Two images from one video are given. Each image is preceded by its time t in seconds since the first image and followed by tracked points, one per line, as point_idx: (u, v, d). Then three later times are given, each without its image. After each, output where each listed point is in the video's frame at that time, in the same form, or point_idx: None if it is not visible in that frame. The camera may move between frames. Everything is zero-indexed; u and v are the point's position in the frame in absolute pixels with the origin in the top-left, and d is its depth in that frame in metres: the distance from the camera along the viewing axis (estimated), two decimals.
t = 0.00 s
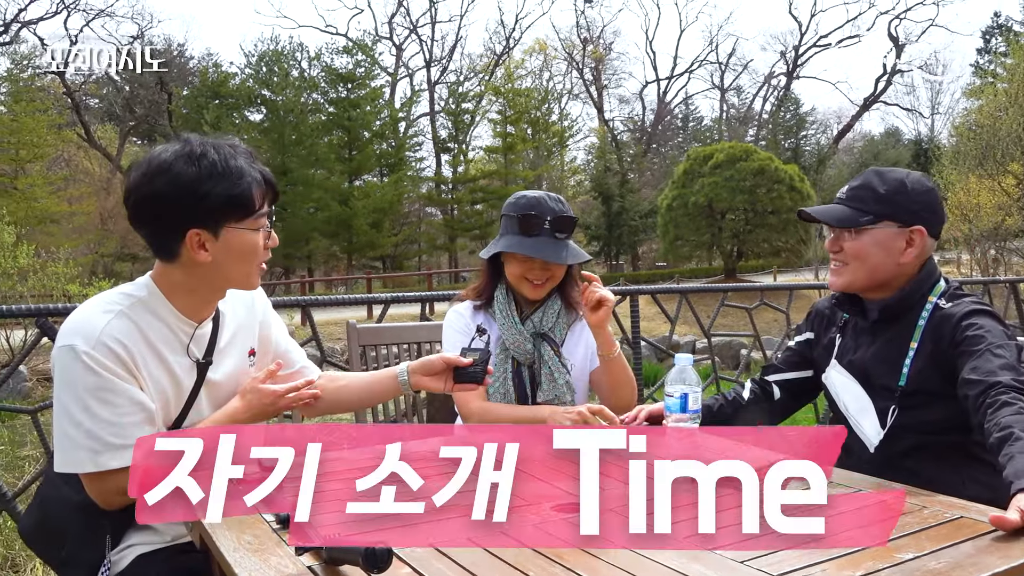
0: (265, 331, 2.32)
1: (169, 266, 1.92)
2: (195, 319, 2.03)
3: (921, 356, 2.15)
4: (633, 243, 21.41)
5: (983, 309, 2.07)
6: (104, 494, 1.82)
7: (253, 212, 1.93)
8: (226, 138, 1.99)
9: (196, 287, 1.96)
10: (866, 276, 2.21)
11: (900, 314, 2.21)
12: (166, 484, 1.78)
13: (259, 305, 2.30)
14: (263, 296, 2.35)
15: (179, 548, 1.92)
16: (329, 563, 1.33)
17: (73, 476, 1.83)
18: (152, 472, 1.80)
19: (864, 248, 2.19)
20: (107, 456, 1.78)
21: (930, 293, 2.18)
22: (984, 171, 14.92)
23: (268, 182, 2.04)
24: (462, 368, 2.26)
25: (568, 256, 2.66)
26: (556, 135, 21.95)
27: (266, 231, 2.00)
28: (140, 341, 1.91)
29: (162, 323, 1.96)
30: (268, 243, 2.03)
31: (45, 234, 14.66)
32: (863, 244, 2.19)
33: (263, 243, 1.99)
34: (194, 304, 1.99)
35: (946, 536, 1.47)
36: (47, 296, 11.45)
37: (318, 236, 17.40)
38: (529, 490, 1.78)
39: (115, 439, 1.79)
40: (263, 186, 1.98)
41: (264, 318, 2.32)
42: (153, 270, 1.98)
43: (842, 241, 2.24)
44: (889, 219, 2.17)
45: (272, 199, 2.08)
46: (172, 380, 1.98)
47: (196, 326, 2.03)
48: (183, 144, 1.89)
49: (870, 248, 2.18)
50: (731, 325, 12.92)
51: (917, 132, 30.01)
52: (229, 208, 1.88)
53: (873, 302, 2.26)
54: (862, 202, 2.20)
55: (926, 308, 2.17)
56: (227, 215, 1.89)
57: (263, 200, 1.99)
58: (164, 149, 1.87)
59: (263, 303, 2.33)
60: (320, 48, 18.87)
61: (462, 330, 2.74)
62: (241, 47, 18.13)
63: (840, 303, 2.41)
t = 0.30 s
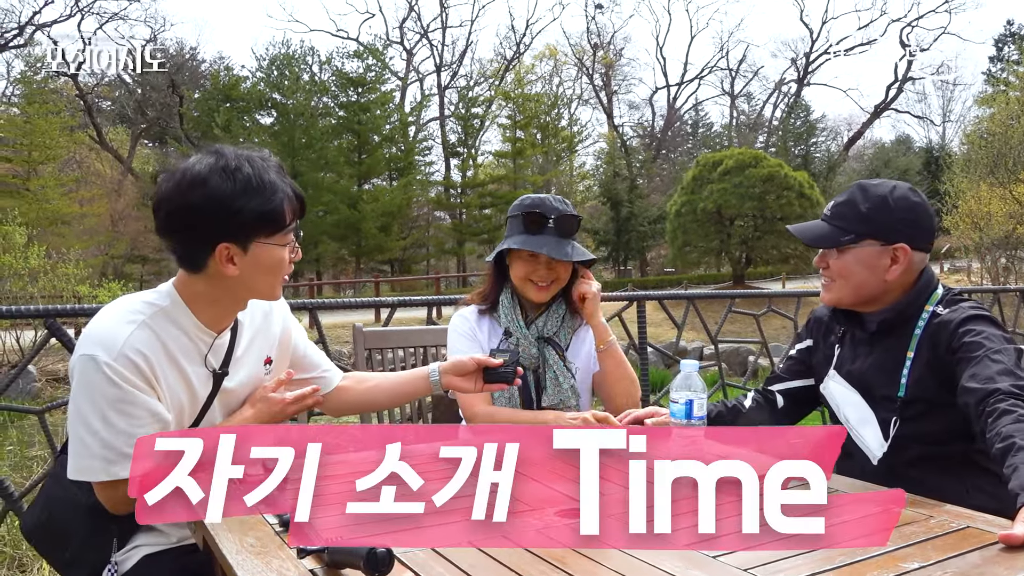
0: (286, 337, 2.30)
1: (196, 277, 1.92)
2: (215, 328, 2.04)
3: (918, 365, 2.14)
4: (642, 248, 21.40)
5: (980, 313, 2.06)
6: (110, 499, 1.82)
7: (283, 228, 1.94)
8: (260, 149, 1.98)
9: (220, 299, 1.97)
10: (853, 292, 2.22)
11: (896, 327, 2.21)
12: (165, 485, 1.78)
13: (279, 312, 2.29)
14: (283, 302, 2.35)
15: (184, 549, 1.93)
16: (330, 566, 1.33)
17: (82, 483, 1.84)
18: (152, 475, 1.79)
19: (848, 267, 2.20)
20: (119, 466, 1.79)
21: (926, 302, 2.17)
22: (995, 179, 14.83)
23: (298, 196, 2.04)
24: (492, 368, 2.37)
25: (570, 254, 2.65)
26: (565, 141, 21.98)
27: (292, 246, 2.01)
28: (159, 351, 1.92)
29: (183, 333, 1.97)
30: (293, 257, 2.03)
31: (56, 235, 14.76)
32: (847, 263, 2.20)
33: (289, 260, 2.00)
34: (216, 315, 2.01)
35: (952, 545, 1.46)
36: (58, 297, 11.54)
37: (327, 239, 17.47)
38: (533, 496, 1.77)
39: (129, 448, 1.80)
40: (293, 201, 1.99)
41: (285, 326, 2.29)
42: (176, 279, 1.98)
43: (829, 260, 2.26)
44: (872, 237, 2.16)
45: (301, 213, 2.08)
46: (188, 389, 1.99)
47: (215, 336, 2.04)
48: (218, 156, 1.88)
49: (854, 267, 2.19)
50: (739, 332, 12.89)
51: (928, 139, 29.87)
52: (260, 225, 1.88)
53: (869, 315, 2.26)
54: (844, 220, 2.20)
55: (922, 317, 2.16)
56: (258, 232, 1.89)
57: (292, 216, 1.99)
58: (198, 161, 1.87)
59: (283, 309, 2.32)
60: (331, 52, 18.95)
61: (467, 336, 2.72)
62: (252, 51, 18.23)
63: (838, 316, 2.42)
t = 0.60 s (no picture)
0: (292, 344, 2.28)
1: (208, 285, 1.91)
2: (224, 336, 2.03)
3: (910, 365, 2.14)
4: (639, 250, 21.43)
5: (970, 310, 2.06)
6: (107, 502, 1.81)
7: (295, 238, 1.93)
8: (276, 159, 1.97)
9: (230, 307, 1.95)
10: (843, 297, 2.22)
11: (889, 329, 2.22)
12: (165, 484, 1.77)
13: (287, 321, 2.26)
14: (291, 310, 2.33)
15: (183, 553, 1.93)
16: (325, 569, 1.32)
17: (82, 484, 1.84)
18: (152, 474, 1.79)
19: (837, 274, 2.21)
20: (121, 471, 1.78)
21: (917, 303, 2.17)
22: (992, 180, 14.87)
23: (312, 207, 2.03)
24: (499, 375, 2.45)
25: (575, 250, 2.66)
26: (562, 142, 22.01)
27: (303, 255, 1.99)
28: (167, 357, 1.91)
29: (192, 339, 1.96)
30: (304, 267, 2.02)
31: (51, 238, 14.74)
32: (835, 269, 2.21)
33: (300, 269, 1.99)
34: (226, 323, 1.99)
35: (948, 546, 1.45)
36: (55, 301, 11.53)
37: (324, 242, 17.44)
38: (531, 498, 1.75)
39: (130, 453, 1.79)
40: (308, 212, 1.98)
41: (290, 334, 2.27)
42: (187, 286, 1.97)
43: (819, 266, 2.26)
44: (859, 244, 2.17)
45: (315, 222, 2.07)
46: (193, 397, 1.98)
47: (224, 344, 2.02)
48: (234, 164, 1.87)
49: (843, 273, 2.19)
50: (736, 333, 12.91)
51: (925, 140, 29.95)
52: (275, 235, 1.88)
53: (861, 319, 2.27)
54: (830, 227, 2.20)
55: (913, 318, 2.16)
56: (273, 242, 1.88)
57: (305, 227, 1.99)
58: (214, 169, 1.86)
59: (292, 316, 2.30)
60: (328, 55, 18.94)
61: (457, 346, 2.71)
62: (249, 54, 18.23)
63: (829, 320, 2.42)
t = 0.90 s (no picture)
0: (292, 349, 2.26)
1: (208, 289, 1.90)
2: (223, 340, 2.02)
3: (908, 371, 2.14)
4: (637, 254, 21.45)
5: (969, 316, 2.06)
6: (101, 505, 1.80)
7: (296, 241, 1.92)
8: (275, 162, 1.97)
9: (230, 311, 1.95)
10: (841, 304, 2.24)
11: (888, 334, 2.22)
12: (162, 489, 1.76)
13: (288, 325, 2.26)
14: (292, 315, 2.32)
15: (176, 557, 1.94)
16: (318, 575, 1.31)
17: (75, 486, 1.81)
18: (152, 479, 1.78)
19: (836, 281, 2.21)
20: (116, 474, 1.76)
21: (916, 309, 2.18)
22: (989, 185, 14.92)
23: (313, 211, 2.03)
24: (500, 379, 2.43)
25: (575, 252, 2.68)
26: (561, 146, 22.04)
27: (303, 260, 1.99)
28: (167, 362, 1.89)
29: (191, 343, 1.94)
30: (305, 272, 2.02)
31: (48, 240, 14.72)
32: (834, 276, 2.21)
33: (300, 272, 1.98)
34: (224, 328, 1.98)
35: (943, 553, 1.45)
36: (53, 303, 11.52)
37: (322, 245, 17.47)
38: (524, 502, 1.76)
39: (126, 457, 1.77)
40: (308, 216, 1.97)
41: (291, 339, 2.25)
42: (188, 290, 1.96)
43: (818, 273, 2.27)
44: (858, 250, 2.17)
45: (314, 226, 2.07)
46: (190, 401, 1.96)
47: (224, 348, 2.01)
48: (234, 168, 1.87)
49: (842, 280, 2.20)
50: (734, 337, 12.92)
51: (922, 146, 30.03)
52: (275, 239, 1.87)
53: (859, 325, 2.27)
54: (829, 234, 2.21)
55: (912, 322, 2.17)
56: (272, 246, 1.88)
57: (305, 230, 1.98)
58: (214, 172, 1.86)
59: (292, 322, 2.29)
60: (327, 58, 18.97)
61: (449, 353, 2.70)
62: (248, 57, 18.25)
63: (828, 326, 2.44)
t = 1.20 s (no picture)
0: (306, 353, 2.25)
1: (221, 285, 1.91)
2: (237, 340, 2.01)
3: (924, 371, 2.11)
4: (647, 255, 21.37)
5: (986, 316, 2.03)
6: (113, 505, 1.81)
7: (307, 237, 1.94)
8: (286, 161, 2.00)
9: (243, 309, 1.95)
10: (853, 303, 2.23)
11: (902, 333, 2.20)
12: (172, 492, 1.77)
13: (300, 328, 2.26)
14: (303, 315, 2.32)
15: (187, 560, 1.94)
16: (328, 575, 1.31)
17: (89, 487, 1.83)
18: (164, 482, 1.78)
19: (848, 278, 2.20)
20: (129, 475, 1.77)
21: (931, 308, 2.15)
22: (1002, 183, 14.80)
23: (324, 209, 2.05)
24: (513, 379, 2.41)
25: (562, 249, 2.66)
26: (570, 147, 21.99)
27: (316, 256, 2.00)
28: (181, 363, 1.89)
29: (205, 342, 1.94)
30: (316, 270, 2.02)
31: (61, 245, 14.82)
32: (846, 274, 2.20)
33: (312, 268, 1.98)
34: (237, 328, 1.98)
35: (959, 554, 1.43)
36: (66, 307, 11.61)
37: (333, 247, 17.57)
38: (534, 502, 1.76)
39: (139, 458, 1.77)
40: (318, 213, 1.99)
41: (304, 343, 2.25)
42: (202, 290, 1.96)
43: (829, 271, 2.25)
44: (871, 249, 2.15)
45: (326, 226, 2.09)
46: (205, 403, 1.95)
47: (238, 350, 2.01)
48: (247, 164, 1.90)
49: (854, 277, 2.18)
50: (744, 337, 12.89)
51: (934, 144, 29.82)
52: (287, 232, 1.89)
53: (872, 323, 2.25)
54: (842, 230, 2.19)
55: (926, 322, 2.14)
56: (284, 239, 1.89)
57: (317, 227, 2.00)
58: (228, 169, 1.88)
59: (305, 325, 2.29)
60: (336, 61, 19.03)
61: (460, 352, 2.73)
62: (257, 61, 18.33)
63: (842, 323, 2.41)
